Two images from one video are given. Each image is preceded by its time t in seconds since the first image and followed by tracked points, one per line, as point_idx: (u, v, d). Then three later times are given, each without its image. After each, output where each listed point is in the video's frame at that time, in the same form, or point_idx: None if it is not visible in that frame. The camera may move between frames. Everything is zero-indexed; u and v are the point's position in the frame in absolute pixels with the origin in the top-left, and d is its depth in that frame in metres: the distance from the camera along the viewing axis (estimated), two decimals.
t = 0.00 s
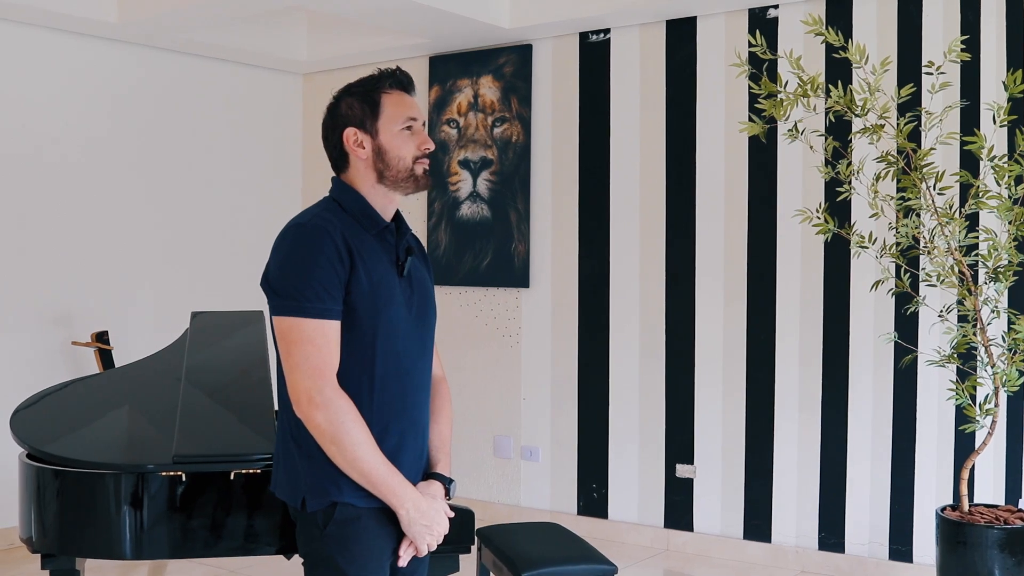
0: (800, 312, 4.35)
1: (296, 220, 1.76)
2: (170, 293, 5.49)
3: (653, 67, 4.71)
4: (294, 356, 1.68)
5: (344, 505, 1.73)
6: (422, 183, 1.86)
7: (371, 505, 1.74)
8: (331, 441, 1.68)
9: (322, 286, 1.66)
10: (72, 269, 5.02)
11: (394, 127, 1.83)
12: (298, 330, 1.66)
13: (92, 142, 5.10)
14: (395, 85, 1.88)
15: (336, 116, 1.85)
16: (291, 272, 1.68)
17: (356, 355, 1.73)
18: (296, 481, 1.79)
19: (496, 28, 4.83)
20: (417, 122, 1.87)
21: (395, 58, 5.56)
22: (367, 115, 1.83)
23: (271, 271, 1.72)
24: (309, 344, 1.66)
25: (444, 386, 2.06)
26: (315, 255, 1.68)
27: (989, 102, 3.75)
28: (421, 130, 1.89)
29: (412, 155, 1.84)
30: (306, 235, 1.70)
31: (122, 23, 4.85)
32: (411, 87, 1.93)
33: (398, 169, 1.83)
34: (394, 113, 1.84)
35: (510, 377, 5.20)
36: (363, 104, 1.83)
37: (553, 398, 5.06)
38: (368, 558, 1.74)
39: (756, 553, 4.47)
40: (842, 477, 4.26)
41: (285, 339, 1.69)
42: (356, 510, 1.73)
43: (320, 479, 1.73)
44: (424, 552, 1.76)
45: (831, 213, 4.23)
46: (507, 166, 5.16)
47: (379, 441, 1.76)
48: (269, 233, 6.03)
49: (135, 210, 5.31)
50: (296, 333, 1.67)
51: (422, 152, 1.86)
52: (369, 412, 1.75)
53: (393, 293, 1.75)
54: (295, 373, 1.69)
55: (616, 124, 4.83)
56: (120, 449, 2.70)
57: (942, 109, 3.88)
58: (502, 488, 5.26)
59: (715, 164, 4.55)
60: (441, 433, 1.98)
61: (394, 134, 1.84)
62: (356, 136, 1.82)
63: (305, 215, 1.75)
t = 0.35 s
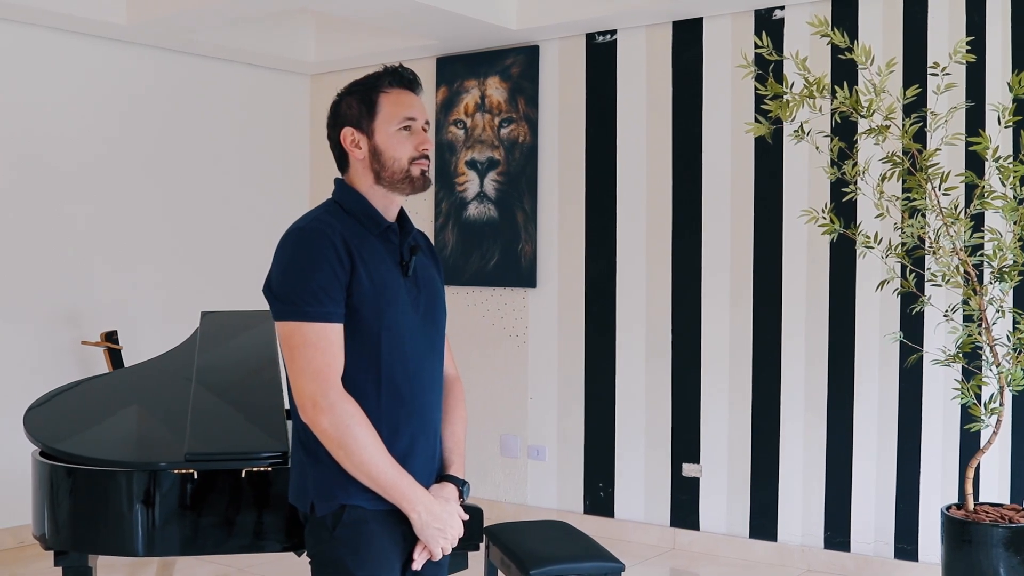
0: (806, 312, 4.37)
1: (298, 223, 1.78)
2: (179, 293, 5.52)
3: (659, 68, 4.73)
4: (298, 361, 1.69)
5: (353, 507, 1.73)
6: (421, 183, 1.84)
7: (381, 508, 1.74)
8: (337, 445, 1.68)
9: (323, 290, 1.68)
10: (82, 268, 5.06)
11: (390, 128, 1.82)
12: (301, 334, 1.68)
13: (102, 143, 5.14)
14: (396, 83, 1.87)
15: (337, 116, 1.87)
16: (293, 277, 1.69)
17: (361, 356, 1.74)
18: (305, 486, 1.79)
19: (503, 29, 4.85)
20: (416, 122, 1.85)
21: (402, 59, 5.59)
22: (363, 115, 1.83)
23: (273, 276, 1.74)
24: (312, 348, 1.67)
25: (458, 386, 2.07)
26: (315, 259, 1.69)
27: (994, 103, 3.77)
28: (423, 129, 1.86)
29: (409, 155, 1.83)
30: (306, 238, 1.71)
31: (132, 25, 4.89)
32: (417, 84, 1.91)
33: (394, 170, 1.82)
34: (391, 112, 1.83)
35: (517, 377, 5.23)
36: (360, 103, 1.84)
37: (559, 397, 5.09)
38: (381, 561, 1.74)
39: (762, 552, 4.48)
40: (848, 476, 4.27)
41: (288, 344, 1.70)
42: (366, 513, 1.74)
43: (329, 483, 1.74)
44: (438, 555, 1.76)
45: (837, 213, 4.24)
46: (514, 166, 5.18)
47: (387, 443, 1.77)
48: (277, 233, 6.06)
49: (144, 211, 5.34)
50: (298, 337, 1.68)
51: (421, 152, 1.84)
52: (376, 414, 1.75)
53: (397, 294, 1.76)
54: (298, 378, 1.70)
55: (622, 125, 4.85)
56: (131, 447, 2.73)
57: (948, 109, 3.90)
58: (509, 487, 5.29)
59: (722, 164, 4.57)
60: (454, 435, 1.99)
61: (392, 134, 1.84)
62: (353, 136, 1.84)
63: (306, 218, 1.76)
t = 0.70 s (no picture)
0: (807, 313, 4.39)
1: (299, 225, 1.80)
2: (182, 293, 5.55)
3: (660, 70, 4.75)
4: (297, 363, 1.71)
5: (356, 507, 1.75)
6: (406, 184, 1.82)
7: (384, 509, 1.76)
8: (336, 446, 1.71)
9: (321, 292, 1.70)
10: (85, 269, 5.08)
11: (376, 129, 1.82)
12: (300, 337, 1.70)
13: (105, 144, 5.16)
14: (388, 82, 1.86)
15: (336, 117, 1.90)
16: (291, 280, 1.72)
17: (361, 357, 1.75)
18: (309, 486, 1.82)
19: (506, 31, 4.87)
20: (403, 122, 1.83)
21: (404, 61, 5.62)
22: (354, 116, 1.85)
23: (274, 279, 1.76)
24: (310, 350, 1.70)
25: (467, 386, 2.08)
26: (313, 262, 1.71)
27: (993, 105, 3.79)
28: (412, 128, 1.84)
29: (394, 156, 1.81)
30: (305, 241, 1.73)
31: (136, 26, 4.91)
32: (413, 82, 1.89)
33: (378, 171, 1.81)
34: (377, 112, 1.82)
35: (518, 376, 5.25)
36: (352, 105, 1.85)
37: (561, 398, 5.11)
38: (383, 561, 1.75)
39: (763, 551, 4.50)
40: (848, 476, 4.29)
41: (288, 346, 1.73)
42: (368, 512, 1.75)
43: (331, 483, 1.76)
44: (441, 556, 1.76)
45: (838, 214, 4.27)
46: (516, 167, 5.21)
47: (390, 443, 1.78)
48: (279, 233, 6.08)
49: (147, 211, 5.36)
50: (297, 339, 1.70)
51: (407, 153, 1.82)
52: (375, 413, 1.76)
53: (398, 294, 1.77)
54: (298, 380, 1.72)
55: (625, 127, 4.88)
56: (137, 446, 2.75)
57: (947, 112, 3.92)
58: (511, 486, 5.31)
59: (723, 165, 4.59)
60: (462, 434, 1.99)
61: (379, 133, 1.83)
62: (345, 137, 1.86)
63: (306, 220, 1.78)
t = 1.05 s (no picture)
0: (807, 311, 4.41)
1: (301, 224, 1.82)
2: (186, 292, 5.57)
3: (662, 70, 4.78)
4: (297, 361, 1.73)
5: (355, 503, 1.76)
6: (405, 200, 1.81)
7: (383, 505, 1.78)
8: (335, 443, 1.73)
9: (320, 290, 1.72)
10: (89, 268, 5.10)
11: (382, 139, 1.81)
12: (299, 334, 1.72)
13: (108, 144, 5.19)
14: (403, 91, 1.84)
15: (347, 111, 1.88)
16: (292, 279, 1.74)
17: (361, 355, 1.77)
18: (310, 482, 1.83)
19: (508, 31, 4.89)
20: (411, 136, 1.81)
21: (406, 61, 5.64)
22: (364, 120, 1.83)
23: (276, 277, 1.78)
24: (310, 347, 1.72)
25: (470, 383, 2.09)
26: (313, 261, 1.73)
27: (993, 105, 3.81)
28: (420, 143, 1.82)
29: (396, 170, 1.81)
30: (306, 239, 1.75)
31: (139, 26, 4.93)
32: (427, 91, 1.86)
33: (380, 181, 1.81)
34: (387, 123, 1.81)
35: (520, 375, 5.27)
36: (363, 107, 1.83)
37: (562, 397, 5.14)
38: (383, 557, 1.76)
39: (764, 548, 4.53)
40: (849, 474, 4.32)
41: (288, 344, 1.75)
42: (368, 508, 1.77)
43: (330, 479, 1.78)
44: (439, 553, 1.78)
45: (838, 214, 4.29)
46: (518, 167, 5.23)
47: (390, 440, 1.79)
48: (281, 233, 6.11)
49: (150, 211, 5.39)
50: (297, 337, 1.73)
51: (410, 168, 1.81)
52: (374, 411, 1.78)
53: (397, 294, 1.79)
54: (298, 377, 1.74)
55: (626, 126, 4.90)
56: (143, 444, 2.77)
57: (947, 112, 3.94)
58: (513, 484, 5.33)
59: (724, 165, 4.62)
60: (463, 431, 2.00)
61: (386, 143, 1.82)
62: (353, 137, 1.86)
63: (307, 218, 1.80)
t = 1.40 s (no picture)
0: (807, 311, 4.43)
1: (301, 224, 1.83)
2: (187, 292, 5.59)
3: (662, 71, 4.80)
4: (298, 358, 1.76)
5: (353, 497, 1.79)
6: (406, 209, 1.83)
7: (382, 498, 1.80)
8: (336, 436, 1.75)
9: (322, 288, 1.74)
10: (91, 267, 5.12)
11: (392, 148, 1.82)
12: (301, 331, 1.74)
13: (110, 144, 5.21)
14: (417, 102, 1.85)
15: (360, 111, 1.89)
16: (293, 277, 1.76)
17: (362, 352, 1.79)
18: (309, 476, 1.86)
19: (509, 32, 4.91)
20: (420, 149, 1.83)
21: (407, 62, 5.66)
22: (375, 125, 1.84)
23: (277, 276, 1.80)
24: (312, 344, 1.74)
25: (473, 376, 2.11)
26: (314, 260, 1.75)
27: (991, 106, 3.84)
28: (428, 156, 1.84)
29: (401, 179, 1.83)
30: (306, 239, 1.77)
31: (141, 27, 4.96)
32: (442, 105, 1.87)
33: (384, 188, 1.83)
34: (398, 132, 1.82)
35: (521, 375, 5.30)
36: (377, 112, 1.84)
37: (563, 396, 5.16)
38: (382, 547, 1.79)
39: (763, 547, 4.55)
40: (847, 473, 4.34)
41: (289, 341, 1.77)
42: (366, 502, 1.79)
43: (330, 473, 1.80)
44: (442, 538, 1.81)
45: (836, 214, 4.32)
46: (519, 167, 5.25)
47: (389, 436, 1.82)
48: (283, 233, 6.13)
49: (152, 210, 5.41)
50: (299, 334, 1.75)
51: (415, 180, 1.83)
52: (374, 407, 1.80)
53: (396, 292, 1.81)
54: (299, 374, 1.77)
55: (626, 127, 4.92)
56: (146, 442, 2.78)
57: (945, 113, 3.97)
58: (513, 483, 5.36)
59: (723, 165, 4.64)
60: (461, 422, 2.03)
61: (394, 152, 1.84)
62: (363, 139, 1.87)
63: (307, 218, 1.82)
